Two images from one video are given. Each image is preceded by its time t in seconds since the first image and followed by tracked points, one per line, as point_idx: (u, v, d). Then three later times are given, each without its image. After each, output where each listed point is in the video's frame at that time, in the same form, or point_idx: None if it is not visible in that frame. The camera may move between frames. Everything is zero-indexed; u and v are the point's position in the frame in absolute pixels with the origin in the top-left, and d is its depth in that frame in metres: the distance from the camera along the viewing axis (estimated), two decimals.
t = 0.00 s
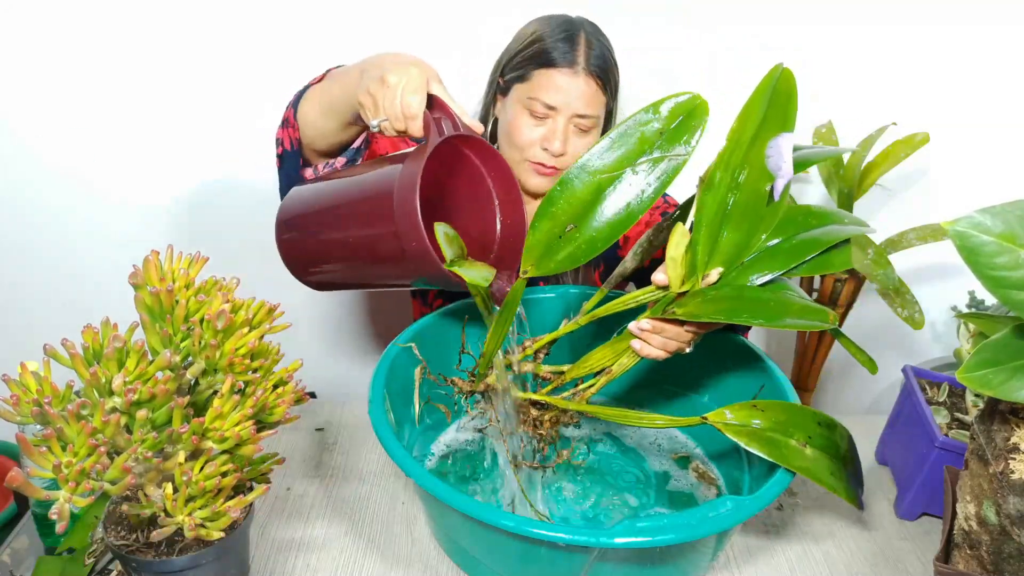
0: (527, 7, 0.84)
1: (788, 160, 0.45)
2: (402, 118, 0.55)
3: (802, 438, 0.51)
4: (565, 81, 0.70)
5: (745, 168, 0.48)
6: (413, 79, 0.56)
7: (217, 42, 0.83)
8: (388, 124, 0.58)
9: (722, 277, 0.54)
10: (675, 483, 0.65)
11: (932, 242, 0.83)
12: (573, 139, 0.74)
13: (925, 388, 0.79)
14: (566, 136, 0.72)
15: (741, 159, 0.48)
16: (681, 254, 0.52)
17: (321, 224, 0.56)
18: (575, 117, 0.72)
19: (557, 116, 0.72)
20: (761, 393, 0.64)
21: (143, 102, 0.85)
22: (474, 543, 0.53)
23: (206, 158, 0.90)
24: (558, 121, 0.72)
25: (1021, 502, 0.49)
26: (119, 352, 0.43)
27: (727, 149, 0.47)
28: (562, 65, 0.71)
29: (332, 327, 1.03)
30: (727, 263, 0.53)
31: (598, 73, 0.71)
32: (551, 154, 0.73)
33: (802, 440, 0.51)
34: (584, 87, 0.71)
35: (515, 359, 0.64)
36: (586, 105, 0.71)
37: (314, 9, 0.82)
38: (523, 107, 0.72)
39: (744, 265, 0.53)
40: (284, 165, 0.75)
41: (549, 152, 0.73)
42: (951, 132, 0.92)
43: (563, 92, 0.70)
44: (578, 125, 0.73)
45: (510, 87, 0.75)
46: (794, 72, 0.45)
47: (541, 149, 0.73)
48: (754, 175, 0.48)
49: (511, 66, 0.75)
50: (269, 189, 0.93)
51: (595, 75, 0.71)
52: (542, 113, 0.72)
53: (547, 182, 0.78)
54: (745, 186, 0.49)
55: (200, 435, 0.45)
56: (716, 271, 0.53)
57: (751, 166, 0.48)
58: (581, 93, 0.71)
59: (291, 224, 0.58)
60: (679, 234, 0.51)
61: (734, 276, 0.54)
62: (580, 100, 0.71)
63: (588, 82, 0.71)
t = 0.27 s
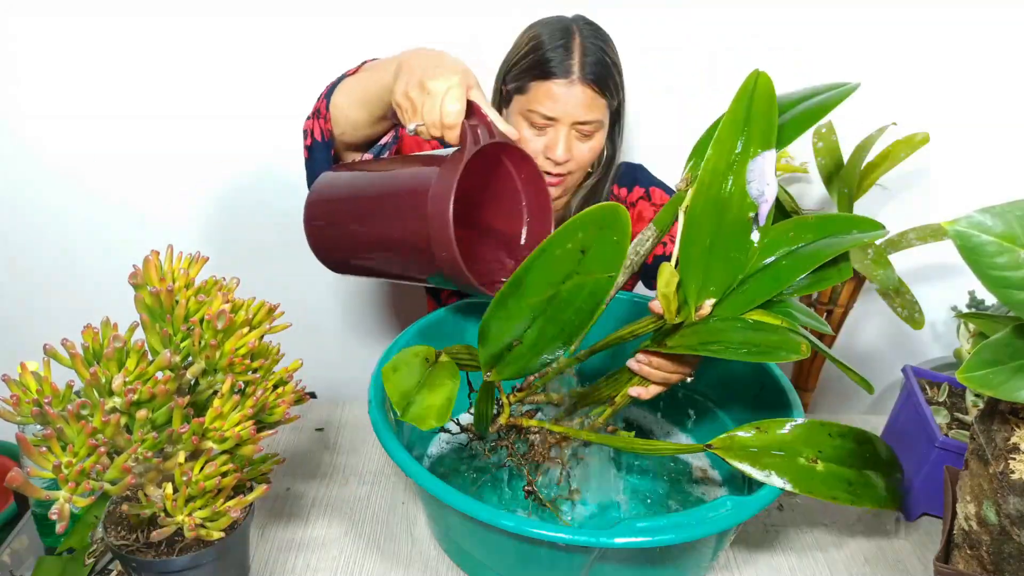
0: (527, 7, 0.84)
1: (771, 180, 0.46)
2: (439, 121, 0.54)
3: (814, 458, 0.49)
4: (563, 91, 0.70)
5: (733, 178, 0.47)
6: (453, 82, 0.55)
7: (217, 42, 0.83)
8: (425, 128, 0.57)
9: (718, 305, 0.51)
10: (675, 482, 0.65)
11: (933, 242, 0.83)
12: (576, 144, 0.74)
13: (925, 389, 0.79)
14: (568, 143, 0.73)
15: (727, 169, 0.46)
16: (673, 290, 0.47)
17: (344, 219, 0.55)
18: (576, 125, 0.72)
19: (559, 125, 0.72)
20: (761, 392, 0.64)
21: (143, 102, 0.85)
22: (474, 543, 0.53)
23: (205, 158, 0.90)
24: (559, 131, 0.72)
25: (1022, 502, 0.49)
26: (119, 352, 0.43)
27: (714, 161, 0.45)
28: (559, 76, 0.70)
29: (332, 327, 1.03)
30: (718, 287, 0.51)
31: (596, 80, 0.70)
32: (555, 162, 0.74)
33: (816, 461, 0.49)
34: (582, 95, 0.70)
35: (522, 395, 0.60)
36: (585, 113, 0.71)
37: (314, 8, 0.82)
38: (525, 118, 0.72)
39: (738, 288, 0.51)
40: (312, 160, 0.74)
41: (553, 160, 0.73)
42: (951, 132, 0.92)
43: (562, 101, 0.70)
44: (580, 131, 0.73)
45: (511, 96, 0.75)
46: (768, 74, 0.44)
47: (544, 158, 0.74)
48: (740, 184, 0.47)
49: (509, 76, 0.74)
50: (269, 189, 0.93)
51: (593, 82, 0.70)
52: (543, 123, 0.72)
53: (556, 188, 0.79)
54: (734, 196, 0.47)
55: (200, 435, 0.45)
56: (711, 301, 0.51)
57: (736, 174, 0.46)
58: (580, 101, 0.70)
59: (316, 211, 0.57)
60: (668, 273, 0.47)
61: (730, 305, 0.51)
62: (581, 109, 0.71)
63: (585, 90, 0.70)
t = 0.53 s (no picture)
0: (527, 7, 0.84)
1: (758, 178, 0.47)
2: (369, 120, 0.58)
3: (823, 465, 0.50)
4: (554, 83, 0.70)
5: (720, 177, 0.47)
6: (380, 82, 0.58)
7: (217, 42, 0.83)
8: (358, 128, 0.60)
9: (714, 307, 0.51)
10: (676, 482, 0.65)
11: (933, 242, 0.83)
12: (569, 137, 0.73)
13: (925, 389, 0.79)
14: (561, 136, 0.72)
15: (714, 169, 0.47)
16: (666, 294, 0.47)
17: (300, 231, 0.60)
18: (568, 117, 0.72)
19: (549, 118, 0.72)
20: (761, 392, 0.64)
21: (143, 102, 0.85)
22: (475, 543, 0.53)
23: (205, 158, 0.90)
24: (550, 124, 0.72)
25: (1022, 502, 0.49)
26: (119, 352, 0.43)
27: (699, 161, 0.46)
28: (548, 68, 0.70)
29: (332, 327, 1.03)
30: (718, 283, 0.51)
31: (586, 71, 0.70)
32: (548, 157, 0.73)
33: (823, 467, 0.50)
34: (571, 86, 0.70)
35: (534, 405, 0.63)
36: (576, 104, 0.71)
37: (314, 8, 0.82)
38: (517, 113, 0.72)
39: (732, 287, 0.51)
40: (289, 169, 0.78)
41: (546, 154, 0.73)
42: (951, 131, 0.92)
43: (553, 94, 0.70)
44: (572, 123, 0.72)
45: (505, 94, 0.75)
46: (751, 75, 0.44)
47: (538, 152, 0.73)
48: (728, 183, 0.47)
49: (503, 73, 0.74)
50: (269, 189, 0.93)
51: (583, 73, 0.70)
52: (534, 116, 0.72)
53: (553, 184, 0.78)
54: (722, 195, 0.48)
55: (200, 435, 0.45)
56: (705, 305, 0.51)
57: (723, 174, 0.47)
58: (571, 93, 0.70)
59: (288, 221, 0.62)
60: (661, 275, 0.46)
61: (725, 303, 0.51)
62: (572, 101, 0.71)
63: (575, 81, 0.70)
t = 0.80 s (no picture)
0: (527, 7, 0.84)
1: (793, 170, 0.48)
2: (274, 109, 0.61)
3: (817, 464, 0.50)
4: (528, 77, 0.70)
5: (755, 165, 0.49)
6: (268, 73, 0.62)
7: (218, 41, 0.83)
8: (267, 128, 0.63)
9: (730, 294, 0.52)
10: (676, 483, 0.65)
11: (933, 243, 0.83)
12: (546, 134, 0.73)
13: (925, 389, 0.79)
14: (537, 132, 0.72)
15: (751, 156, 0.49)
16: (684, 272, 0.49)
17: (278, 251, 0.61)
18: (543, 111, 0.72)
19: (525, 113, 0.72)
20: (761, 392, 0.64)
21: (143, 101, 0.85)
22: (475, 543, 0.53)
23: (205, 157, 0.90)
24: (526, 118, 0.72)
25: (1022, 502, 0.49)
26: (119, 352, 0.43)
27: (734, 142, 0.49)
28: (523, 62, 0.71)
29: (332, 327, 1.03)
30: (737, 272, 0.52)
31: (561, 66, 0.70)
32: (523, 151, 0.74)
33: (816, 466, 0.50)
34: (544, 81, 0.70)
35: (535, 369, 0.64)
36: (550, 98, 0.71)
37: (314, 8, 0.82)
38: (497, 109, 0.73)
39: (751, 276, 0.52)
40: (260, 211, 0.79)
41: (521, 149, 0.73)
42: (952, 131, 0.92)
43: (528, 89, 0.71)
44: (548, 119, 0.72)
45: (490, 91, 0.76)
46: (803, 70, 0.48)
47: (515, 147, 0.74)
48: (761, 171, 0.50)
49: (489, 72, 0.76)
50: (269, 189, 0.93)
51: (557, 68, 0.70)
52: (511, 112, 0.73)
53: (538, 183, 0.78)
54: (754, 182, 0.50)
55: (200, 435, 0.45)
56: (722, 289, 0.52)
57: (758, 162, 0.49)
58: (546, 88, 0.71)
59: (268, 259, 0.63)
60: (681, 252, 0.48)
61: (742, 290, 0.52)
62: (546, 94, 0.71)
63: (548, 75, 0.70)
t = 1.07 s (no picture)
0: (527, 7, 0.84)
1: (846, 173, 0.50)
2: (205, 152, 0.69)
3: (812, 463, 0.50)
4: (510, 86, 0.80)
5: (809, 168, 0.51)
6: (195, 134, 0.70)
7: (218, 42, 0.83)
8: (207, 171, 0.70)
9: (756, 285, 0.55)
10: (676, 482, 0.65)
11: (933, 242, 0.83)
12: (529, 136, 0.83)
13: (925, 389, 0.79)
14: (520, 135, 0.82)
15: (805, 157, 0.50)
16: (718, 254, 0.52)
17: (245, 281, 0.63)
18: (524, 116, 0.82)
19: (508, 118, 0.82)
20: (761, 393, 0.65)
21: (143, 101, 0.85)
22: (475, 543, 0.53)
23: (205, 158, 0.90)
24: (509, 123, 0.82)
25: (1022, 502, 0.49)
26: (119, 352, 0.43)
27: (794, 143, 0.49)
28: (505, 70, 0.79)
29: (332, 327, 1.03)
30: (763, 271, 0.54)
31: (539, 74, 0.79)
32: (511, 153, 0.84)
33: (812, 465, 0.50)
34: (526, 89, 0.80)
35: (543, 333, 0.65)
36: (531, 105, 0.81)
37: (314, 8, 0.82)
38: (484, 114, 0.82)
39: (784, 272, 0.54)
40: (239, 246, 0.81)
41: (507, 151, 0.84)
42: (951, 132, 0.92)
43: (511, 96, 0.80)
44: (531, 122, 0.82)
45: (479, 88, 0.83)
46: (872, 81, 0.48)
47: (501, 149, 0.85)
48: (812, 175, 0.51)
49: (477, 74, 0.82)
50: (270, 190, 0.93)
51: (535, 76, 0.79)
52: (496, 118, 0.82)
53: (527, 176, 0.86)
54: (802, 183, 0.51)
55: (200, 435, 0.45)
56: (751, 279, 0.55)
57: (810, 167, 0.51)
58: (526, 93, 0.80)
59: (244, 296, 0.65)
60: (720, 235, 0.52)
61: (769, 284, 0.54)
62: (527, 99, 0.80)
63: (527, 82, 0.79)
